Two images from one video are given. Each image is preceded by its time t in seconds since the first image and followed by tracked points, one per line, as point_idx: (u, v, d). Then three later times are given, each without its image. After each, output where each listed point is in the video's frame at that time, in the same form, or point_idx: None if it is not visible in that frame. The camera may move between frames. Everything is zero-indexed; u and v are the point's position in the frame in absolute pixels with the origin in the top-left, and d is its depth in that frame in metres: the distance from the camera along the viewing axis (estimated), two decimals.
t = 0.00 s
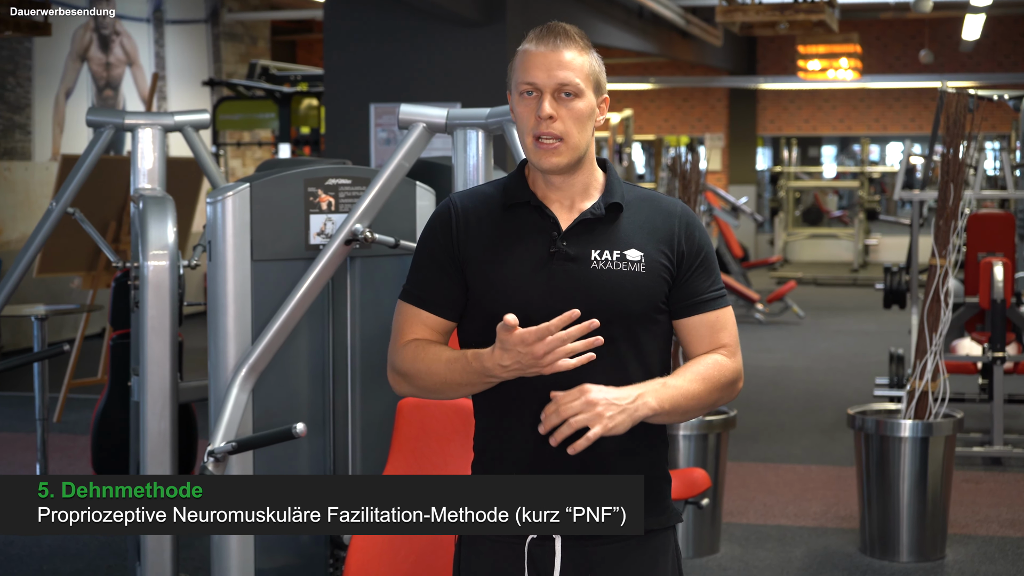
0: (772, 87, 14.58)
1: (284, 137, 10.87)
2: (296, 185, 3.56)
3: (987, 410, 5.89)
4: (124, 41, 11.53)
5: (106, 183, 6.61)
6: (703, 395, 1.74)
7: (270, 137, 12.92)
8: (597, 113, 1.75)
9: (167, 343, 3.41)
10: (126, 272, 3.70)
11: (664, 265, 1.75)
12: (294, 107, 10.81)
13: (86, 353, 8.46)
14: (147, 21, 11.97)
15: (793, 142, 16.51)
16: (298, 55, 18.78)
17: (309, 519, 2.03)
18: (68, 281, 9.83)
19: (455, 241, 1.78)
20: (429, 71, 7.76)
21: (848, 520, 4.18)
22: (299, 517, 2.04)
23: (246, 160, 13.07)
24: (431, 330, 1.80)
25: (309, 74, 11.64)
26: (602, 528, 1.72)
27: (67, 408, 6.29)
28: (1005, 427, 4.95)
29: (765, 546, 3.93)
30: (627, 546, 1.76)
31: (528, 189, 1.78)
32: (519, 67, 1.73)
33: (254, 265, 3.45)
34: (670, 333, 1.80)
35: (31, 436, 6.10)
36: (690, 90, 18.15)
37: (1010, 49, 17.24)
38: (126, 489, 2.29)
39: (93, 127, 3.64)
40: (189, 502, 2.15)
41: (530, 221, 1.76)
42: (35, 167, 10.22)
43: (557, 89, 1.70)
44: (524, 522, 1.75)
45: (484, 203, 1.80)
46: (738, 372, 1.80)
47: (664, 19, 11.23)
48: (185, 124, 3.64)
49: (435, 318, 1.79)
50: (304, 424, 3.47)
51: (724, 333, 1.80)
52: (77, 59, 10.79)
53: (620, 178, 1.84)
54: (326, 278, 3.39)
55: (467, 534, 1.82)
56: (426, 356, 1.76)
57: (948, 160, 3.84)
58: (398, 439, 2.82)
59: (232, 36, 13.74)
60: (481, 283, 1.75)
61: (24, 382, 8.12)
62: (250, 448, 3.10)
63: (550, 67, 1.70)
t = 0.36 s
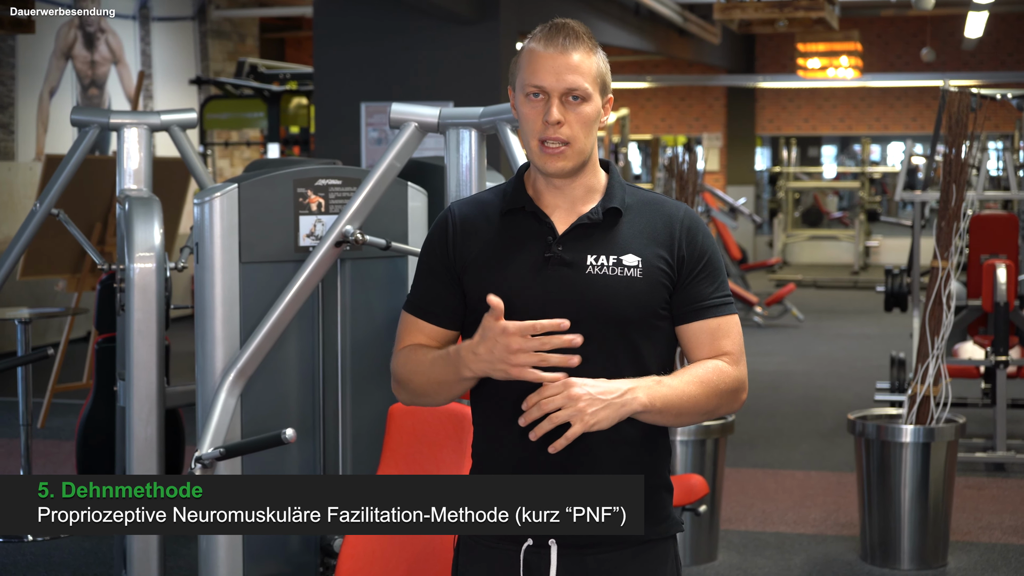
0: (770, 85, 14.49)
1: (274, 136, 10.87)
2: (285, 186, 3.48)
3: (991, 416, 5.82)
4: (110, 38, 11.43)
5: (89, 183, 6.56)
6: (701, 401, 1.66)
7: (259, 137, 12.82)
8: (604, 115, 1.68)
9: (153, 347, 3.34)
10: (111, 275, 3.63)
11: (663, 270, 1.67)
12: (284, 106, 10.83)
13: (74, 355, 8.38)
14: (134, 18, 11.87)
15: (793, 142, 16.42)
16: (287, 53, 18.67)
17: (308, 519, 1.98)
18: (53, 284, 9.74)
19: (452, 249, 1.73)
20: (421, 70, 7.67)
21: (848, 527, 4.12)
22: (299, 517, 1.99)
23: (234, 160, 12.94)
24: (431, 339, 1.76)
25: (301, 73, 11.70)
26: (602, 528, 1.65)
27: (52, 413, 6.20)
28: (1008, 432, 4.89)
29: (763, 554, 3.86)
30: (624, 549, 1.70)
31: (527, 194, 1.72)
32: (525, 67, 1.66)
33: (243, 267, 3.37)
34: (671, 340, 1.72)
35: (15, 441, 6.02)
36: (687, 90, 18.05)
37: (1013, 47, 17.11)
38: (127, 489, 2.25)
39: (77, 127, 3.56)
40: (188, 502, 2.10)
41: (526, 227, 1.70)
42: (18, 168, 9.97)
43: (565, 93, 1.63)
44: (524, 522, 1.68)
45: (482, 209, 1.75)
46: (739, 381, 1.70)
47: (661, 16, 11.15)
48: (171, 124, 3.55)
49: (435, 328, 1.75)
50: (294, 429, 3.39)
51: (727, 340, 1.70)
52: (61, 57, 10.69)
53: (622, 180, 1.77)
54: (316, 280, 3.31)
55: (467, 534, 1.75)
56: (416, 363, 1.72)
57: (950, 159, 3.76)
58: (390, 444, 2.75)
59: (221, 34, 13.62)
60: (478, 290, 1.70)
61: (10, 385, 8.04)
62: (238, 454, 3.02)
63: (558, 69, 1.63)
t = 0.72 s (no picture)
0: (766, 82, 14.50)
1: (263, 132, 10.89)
2: (275, 186, 3.43)
3: (992, 416, 5.76)
4: (97, 36, 11.23)
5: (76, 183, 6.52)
6: (687, 412, 1.56)
7: (248, 136, 12.76)
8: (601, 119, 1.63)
9: (141, 350, 3.29)
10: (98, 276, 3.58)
11: (656, 272, 1.62)
12: (275, 105, 10.85)
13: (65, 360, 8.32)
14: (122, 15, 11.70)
15: (791, 141, 16.37)
16: (278, 51, 18.62)
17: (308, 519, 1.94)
18: (38, 286, 9.65)
19: (452, 251, 1.75)
20: (415, 69, 7.60)
21: (847, 532, 4.06)
22: (299, 517, 1.95)
23: (224, 160, 12.85)
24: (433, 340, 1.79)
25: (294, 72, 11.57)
26: (602, 528, 1.60)
27: (37, 417, 6.13)
28: (1008, 434, 4.84)
29: (762, 559, 3.81)
30: (624, 552, 1.65)
31: (524, 195, 1.71)
32: (519, 71, 1.62)
33: (231, 269, 3.31)
34: (669, 343, 1.66)
35: None
36: (684, 88, 18.01)
37: (1012, 46, 17.09)
38: (127, 489, 2.22)
39: (65, 126, 3.51)
40: (189, 502, 2.05)
41: (521, 228, 1.69)
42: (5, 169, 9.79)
43: (560, 100, 1.58)
44: (524, 522, 1.65)
45: (482, 210, 1.75)
46: (739, 390, 1.61)
47: (657, 14, 11.12)
48: (159, 122, 3.49)
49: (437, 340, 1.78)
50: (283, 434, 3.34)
51: (725, 347, 1.62)
52: (48, 55, 10.67)
53: (625, 180, 1.72)
54: (305, 283, 3.25)
55: (465, 535, 1.73)
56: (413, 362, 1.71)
57: (950, 158, 3.72)
58: (383, 447, 2.73)
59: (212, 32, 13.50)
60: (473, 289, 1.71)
61: None
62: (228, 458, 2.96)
63: (552, 77, 1.58)
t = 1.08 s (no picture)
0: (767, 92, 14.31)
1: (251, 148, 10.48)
2: (262, 198, 3.31)
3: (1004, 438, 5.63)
4: (79, 43, 10.92)
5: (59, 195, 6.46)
6: (685, 434, 1.48)
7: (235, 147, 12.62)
8: (586, 129, 1.55)
9: (125, 367, 3.18)
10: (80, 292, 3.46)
11: (657, 293, 1.52)
12: (262, 115, 10.51)
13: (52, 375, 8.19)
14: (105, 22, 11.35)
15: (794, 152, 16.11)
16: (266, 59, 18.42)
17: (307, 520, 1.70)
18: (18, 301, 9.48)
19: (454, 269, 1.68)
20: (407, 77, 7.46)
21: (853, 556, 3.96)
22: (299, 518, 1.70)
23: (209, 171, 12.73)
24: (438, 360, 1.73)
25: (282, 80, 11.36)
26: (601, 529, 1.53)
27: (17, 437, 6.01)
28: (1020, 456, 4.73)
29: None
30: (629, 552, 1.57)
31: (526, 211, 1.63)
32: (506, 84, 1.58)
33: (218, 284, 3.20)
34: (674, 365, 1.56)
35: None
36: (684, 97, 17.55)
37: None
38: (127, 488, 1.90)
39: (45, 136, 3.39)
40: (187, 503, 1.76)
41: (519, 245, 1.61)
42: None
43: (534, 110, 1.52)
44: (523, 522, 1.57)
45: (487, 226, 1.68)
46: (744, 413, 1.52)
47: (656, 20, 11.00)
48: (144, 133, 3.39)
49: (450, 372, 1.73)
50: (271, 453, 3.23)
51: (731, 369, 1.52)
52: (28, 63, 10.04)
53: (631, 193, 1.63)
54: (294, 299, 3.14)
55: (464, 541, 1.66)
56: (427, 401, 1.70)
57: (959, 170, 3.63)
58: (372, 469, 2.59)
59: (195, 39, 13.25)
60: (472, 307, 1.63)
61: None
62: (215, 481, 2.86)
63: (525, 86, 1.53)
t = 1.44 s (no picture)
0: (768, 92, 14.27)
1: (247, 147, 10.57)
2: (258, 200, 3.27)
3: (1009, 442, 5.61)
4: (73, 44, 10.85)
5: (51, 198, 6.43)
6: (661, 465, 1.44)
7: (230, 149, 12.60)
8: (580, 130, 1.54)
9: (119, 370, 3.14)
10: (74, 295, 3.43)
11: (655, 298, 1.49)
12: (259, 116, 10.45)
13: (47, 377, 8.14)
14: (99, 23, 11.35)
15: (797, 153, 15.99)
16: (262, 59, 18.43)
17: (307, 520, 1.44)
18: (11, 304, 9.45)
19: (469, 270, 1.69)
20: (405, 78, 7.41)
21: (857, 561, 3.92)
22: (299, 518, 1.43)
23: (204, 173, 12.73)
24: (450, 360, 1.74)
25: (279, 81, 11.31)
26: (600, 530, 1.42)
27: (9, 442, 5.96)
28: None
29: None
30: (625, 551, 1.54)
31: (536, 213, 1.62)
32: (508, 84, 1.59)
33: (214, 286, 3.16)
34: (671, 374, 1.52)
35: None
36: (686, 98, 17.50)
37: None
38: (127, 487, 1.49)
39: (38, 138, 3.36)
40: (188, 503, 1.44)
41: (527, 248, 1.60)
42: None
43: (525, 112, 1.53)
44: (524, 523, 1.42)
45: (502, 227, 1.68)
46: (723, 436, 1.46)
47: (658, 20, 10.97)
48: (139, 134, 3.36)
49: (459, 370, 1.74)
50: (269, 456, 3.20)
51: (717, 389, 1.47)
52: (21, 64, 10.01)
53: (643, 194, 1.61)
54: (290, 302, 3.09)
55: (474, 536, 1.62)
56: (433, 399, 1.69)
57: (964, 172, 3.59)
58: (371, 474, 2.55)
59: (190, 39, 13.19)
60: (483, 308, 1.63)
61: None
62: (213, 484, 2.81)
63: (517, 88, 1.53)
